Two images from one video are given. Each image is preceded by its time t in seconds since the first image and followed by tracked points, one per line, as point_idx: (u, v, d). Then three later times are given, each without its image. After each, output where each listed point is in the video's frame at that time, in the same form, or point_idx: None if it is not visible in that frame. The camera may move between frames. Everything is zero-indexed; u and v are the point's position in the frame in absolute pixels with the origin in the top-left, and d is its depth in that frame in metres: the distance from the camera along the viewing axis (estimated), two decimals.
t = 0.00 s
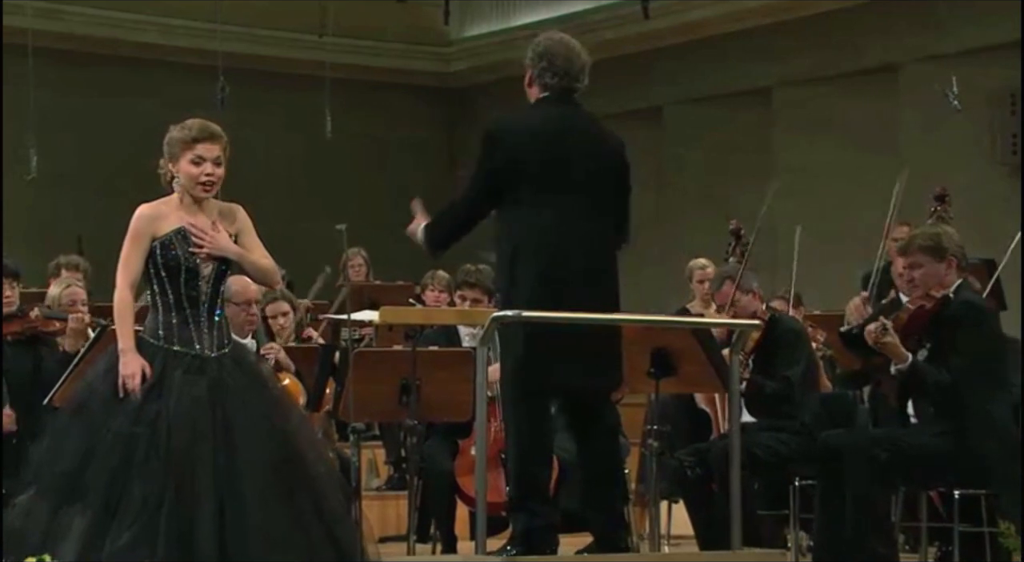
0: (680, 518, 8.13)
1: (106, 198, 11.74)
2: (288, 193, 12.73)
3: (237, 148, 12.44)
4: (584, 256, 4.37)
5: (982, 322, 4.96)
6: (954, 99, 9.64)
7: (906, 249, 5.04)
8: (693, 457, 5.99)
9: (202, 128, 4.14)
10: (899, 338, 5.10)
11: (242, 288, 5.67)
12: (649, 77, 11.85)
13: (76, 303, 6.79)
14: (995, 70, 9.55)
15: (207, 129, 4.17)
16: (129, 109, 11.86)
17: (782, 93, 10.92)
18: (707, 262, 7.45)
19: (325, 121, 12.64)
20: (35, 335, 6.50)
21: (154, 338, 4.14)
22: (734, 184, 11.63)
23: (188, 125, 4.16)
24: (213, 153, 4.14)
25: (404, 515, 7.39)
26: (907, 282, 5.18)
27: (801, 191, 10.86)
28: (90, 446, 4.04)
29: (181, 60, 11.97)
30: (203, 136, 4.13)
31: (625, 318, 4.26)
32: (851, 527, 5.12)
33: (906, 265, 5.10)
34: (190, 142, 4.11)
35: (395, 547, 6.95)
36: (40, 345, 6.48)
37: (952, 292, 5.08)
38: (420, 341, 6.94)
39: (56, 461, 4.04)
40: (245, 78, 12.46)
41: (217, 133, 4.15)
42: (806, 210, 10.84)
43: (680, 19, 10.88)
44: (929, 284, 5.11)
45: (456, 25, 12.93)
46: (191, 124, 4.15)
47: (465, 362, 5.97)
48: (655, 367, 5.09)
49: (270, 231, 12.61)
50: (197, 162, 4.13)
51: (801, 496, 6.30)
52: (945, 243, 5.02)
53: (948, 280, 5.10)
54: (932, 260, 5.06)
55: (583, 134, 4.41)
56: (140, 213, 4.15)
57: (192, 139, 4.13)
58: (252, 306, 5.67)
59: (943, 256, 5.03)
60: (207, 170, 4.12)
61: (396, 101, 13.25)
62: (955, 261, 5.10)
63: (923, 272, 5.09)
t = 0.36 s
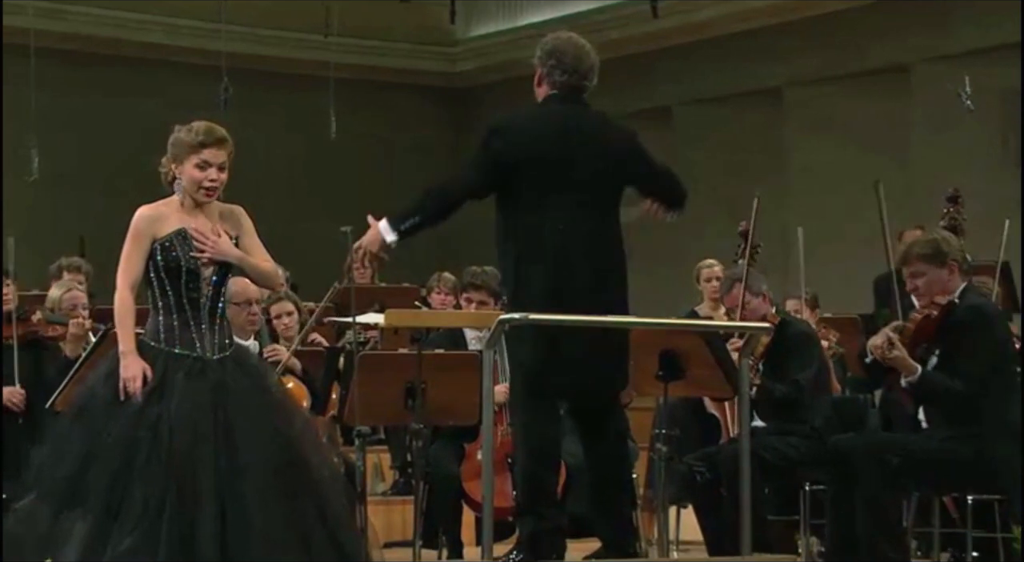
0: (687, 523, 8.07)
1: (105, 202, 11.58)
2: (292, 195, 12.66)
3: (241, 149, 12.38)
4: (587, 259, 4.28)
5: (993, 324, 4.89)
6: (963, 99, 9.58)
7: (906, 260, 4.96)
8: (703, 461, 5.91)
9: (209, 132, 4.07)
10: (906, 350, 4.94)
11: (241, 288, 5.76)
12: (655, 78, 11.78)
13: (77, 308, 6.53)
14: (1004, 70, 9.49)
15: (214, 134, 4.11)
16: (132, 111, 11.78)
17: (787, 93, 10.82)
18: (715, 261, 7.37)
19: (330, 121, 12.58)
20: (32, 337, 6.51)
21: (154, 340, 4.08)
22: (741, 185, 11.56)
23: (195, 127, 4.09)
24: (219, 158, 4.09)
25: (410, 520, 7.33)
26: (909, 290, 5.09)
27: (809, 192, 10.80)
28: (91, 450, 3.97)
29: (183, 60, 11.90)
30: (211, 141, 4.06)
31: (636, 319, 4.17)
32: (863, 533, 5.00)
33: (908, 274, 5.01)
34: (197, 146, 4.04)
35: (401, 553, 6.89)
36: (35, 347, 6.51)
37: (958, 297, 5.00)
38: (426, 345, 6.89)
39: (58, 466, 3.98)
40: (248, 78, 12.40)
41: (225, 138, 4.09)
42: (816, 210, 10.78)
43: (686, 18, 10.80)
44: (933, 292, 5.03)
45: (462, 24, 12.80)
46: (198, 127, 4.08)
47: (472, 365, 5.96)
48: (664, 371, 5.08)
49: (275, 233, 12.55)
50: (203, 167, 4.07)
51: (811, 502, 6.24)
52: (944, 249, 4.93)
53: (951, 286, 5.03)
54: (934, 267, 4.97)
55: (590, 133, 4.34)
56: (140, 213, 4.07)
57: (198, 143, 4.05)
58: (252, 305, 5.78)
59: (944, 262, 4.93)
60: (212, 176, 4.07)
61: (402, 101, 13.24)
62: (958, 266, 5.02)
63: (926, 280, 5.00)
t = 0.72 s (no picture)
0: (698, 529, 7.99)
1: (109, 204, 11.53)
2: (299, 197, 12.58)
3: (248, 150, 12.32)
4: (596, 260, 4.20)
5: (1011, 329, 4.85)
6: (980, 100, 9.48)
7: (925, 261, 4.90)
8: (716, 466, 5.81)
9: (211, 133, 4.01)
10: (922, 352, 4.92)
11: (246, 292, 5.77)
12: (666, 79, 11.71)
13: (77, 311, 6.54)
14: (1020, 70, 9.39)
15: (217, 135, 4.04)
16: (139, 111, 11.74)
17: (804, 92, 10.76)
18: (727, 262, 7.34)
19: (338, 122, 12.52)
20: (34, 340, 6.51)
21: (155, 343, 4.01)
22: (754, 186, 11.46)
23: (198, 128, 4.03)
24: (220, 160, 4.02)
25: (417, 525, 7.24)
26: (926, 291, 5.03)
27: (821, 194, 10.71)
28: (92, 454, 3.92)
29: (190, 61, 11.85)
30: (213, 143, 3.99)
31: (645, 323, 4.09)
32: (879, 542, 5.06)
33: (926, 275, 4.94)
34: (199, 147, 3.98)
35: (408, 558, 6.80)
36: (37, 351, 6.49)
37: (976, 299, 4.95)
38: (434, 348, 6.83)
39: (59, 469, 3.93)
40: (256, 79, 12.34)
41: (226, 140, 4.02)
42: (828, 211, 10.67)
43: (696, 18, 10.72)
44: (952, 293, 4.97)
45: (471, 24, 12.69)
46: (201, 128, 4.01)
47: (482, 369, 5.89)
48: (676, 375, 4.99)
49: (282, 235, 12.48)
50: (204, 169, 4.00)
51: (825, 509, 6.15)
52: (963, 252, 4.88)
53: (970, 287, 4.98)
54: (954, 268, 4.91)
55: (601, 131, 4.27)
56: (140, 216, 4.01)
57: (200, 145, 3.99)
58: (259, 307, 5.80)
59: (965, 265, 4.88)
60: (212, 179, 3.99)
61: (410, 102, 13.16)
62: (977, 267, 4.97)
63: (945, 281, 4.94)
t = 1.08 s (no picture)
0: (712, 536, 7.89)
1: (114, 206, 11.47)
2: (307, 198, 12.51)
3: (256, 150, 12.25)
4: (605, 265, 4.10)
5: None
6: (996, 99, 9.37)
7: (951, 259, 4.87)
8: (727, 471, 5.71)
9: (213, 135, 4.05)
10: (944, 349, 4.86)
11: (255, 295, 5.88)
12: (678, 80, 11.63)
13: (77, 317, 6.52)
14: None
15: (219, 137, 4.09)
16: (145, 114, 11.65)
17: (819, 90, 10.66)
18: (741, 265, 7.26)
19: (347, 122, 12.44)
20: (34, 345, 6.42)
21: (154, 346, 4.07)
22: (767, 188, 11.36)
23: (201, 130, 4.07)
24: (222, 162, 4.07)
25: (427, 530, 7.18)
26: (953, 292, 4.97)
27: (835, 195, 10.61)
28: (89, 457, 3.96)
29: (197, 61, 11.79)
30: (215, 145, 4.04)
31: (661, 326, 4.02)
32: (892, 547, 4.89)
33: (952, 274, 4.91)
34: (202, 149, 4.02)
35: None
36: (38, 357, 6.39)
37: (1003, 299, 4.84)
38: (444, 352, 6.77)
39: (56, 470, 3.97)
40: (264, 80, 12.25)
41: (229, 142, 4.06)
42: (832, 212, 10.52)
43: (704, 18, 10.69)
44: (978, 293, 4.89)
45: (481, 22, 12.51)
46: (203, 130, 4.06)
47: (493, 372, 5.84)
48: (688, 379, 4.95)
49: (290, 237, 12.41)
50: (205, 170, 4.05)
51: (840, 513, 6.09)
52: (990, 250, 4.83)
53: (998, 288, 4.89)
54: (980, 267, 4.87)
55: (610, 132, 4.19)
56: (140, 217, 4.07)
57: (203, 147, 4.04)
58: (267, 311, 5.92)
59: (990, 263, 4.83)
60: (213, 181, 4.05)
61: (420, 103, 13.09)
62: (1007, 269, 4.90)
63: (971, 281, 4.89)
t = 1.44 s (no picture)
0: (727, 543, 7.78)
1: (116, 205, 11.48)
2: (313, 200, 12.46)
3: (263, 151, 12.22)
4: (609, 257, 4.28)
5: None
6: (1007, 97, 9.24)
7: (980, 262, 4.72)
8: (743, 477, 5.63)
9: (211, 141, 4.44)
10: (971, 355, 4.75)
11: (263, 297, 5.98)
12: (686, 80, 11.60)
13: (78, 320, 6.61)
14: None
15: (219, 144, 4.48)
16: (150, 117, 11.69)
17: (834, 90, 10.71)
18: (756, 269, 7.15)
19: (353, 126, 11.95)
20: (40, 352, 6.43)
21: (145, 350, 4.46)
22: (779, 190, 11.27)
23: (201, 134, 4.47)
24: (219, 166, 4.46)
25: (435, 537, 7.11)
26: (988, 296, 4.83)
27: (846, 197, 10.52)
28: (77, 458, 4.33)
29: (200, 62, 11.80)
30: (214, 148, 4.43)
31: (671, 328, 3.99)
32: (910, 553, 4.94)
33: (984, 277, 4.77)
34: (202, 151, 4.41)
35: None
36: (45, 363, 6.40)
37: None
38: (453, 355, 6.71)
39: (49, 471, 4.35)
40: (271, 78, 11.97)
41: (228, 147, 4.45)
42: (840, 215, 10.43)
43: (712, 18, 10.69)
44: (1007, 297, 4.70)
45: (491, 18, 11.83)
46: (204, 134, 4.46)
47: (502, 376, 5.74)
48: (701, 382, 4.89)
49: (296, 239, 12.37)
50: (202, 173, 4.44)
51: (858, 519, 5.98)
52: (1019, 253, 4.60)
53: None
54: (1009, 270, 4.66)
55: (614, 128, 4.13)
56: (135, 219, 4.49)
57: (202, 151, 4.43)
58: (274, 314, 6.00)
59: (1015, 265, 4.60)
60: (209, 184, 4.44)
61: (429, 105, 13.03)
62: None
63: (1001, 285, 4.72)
